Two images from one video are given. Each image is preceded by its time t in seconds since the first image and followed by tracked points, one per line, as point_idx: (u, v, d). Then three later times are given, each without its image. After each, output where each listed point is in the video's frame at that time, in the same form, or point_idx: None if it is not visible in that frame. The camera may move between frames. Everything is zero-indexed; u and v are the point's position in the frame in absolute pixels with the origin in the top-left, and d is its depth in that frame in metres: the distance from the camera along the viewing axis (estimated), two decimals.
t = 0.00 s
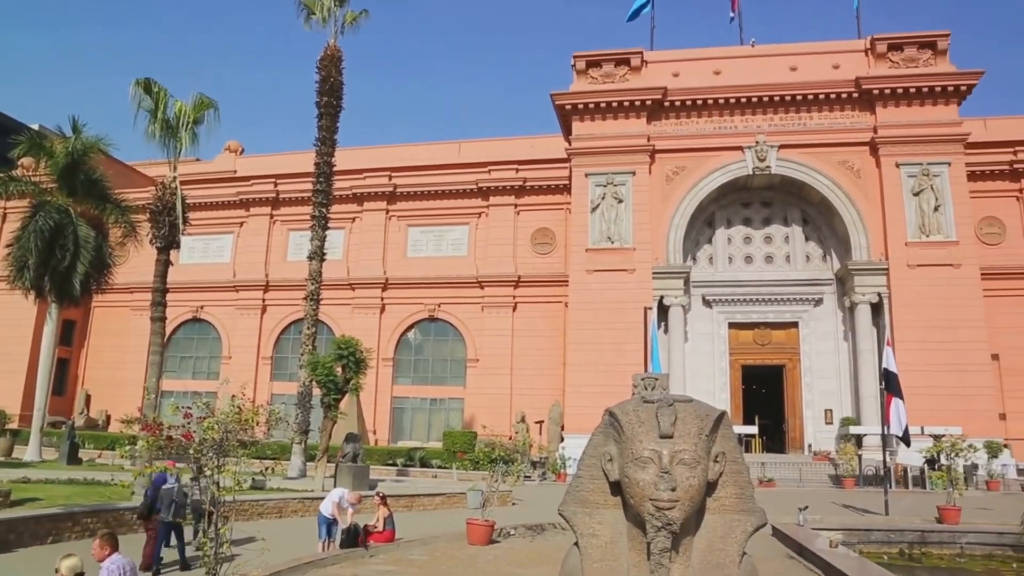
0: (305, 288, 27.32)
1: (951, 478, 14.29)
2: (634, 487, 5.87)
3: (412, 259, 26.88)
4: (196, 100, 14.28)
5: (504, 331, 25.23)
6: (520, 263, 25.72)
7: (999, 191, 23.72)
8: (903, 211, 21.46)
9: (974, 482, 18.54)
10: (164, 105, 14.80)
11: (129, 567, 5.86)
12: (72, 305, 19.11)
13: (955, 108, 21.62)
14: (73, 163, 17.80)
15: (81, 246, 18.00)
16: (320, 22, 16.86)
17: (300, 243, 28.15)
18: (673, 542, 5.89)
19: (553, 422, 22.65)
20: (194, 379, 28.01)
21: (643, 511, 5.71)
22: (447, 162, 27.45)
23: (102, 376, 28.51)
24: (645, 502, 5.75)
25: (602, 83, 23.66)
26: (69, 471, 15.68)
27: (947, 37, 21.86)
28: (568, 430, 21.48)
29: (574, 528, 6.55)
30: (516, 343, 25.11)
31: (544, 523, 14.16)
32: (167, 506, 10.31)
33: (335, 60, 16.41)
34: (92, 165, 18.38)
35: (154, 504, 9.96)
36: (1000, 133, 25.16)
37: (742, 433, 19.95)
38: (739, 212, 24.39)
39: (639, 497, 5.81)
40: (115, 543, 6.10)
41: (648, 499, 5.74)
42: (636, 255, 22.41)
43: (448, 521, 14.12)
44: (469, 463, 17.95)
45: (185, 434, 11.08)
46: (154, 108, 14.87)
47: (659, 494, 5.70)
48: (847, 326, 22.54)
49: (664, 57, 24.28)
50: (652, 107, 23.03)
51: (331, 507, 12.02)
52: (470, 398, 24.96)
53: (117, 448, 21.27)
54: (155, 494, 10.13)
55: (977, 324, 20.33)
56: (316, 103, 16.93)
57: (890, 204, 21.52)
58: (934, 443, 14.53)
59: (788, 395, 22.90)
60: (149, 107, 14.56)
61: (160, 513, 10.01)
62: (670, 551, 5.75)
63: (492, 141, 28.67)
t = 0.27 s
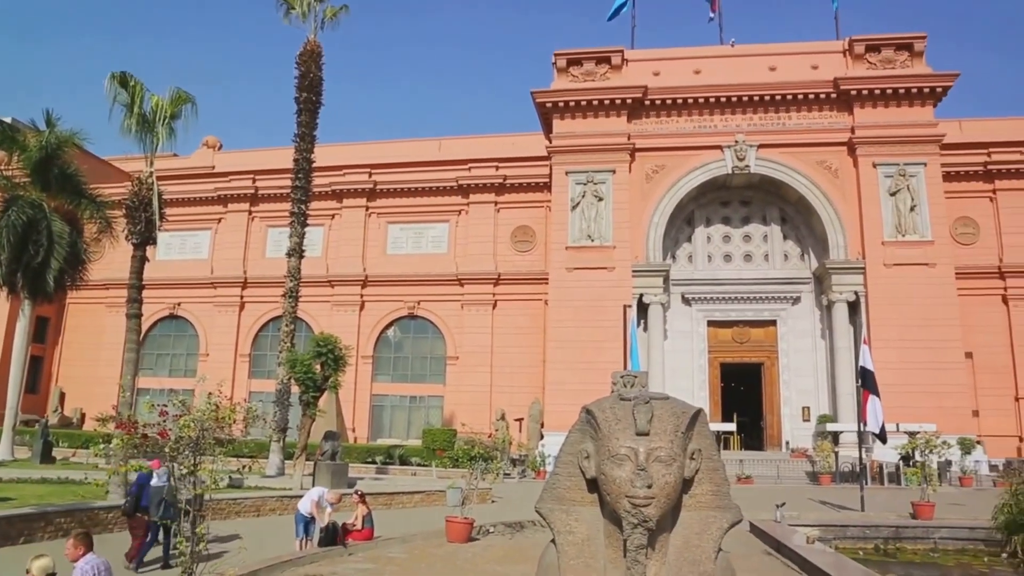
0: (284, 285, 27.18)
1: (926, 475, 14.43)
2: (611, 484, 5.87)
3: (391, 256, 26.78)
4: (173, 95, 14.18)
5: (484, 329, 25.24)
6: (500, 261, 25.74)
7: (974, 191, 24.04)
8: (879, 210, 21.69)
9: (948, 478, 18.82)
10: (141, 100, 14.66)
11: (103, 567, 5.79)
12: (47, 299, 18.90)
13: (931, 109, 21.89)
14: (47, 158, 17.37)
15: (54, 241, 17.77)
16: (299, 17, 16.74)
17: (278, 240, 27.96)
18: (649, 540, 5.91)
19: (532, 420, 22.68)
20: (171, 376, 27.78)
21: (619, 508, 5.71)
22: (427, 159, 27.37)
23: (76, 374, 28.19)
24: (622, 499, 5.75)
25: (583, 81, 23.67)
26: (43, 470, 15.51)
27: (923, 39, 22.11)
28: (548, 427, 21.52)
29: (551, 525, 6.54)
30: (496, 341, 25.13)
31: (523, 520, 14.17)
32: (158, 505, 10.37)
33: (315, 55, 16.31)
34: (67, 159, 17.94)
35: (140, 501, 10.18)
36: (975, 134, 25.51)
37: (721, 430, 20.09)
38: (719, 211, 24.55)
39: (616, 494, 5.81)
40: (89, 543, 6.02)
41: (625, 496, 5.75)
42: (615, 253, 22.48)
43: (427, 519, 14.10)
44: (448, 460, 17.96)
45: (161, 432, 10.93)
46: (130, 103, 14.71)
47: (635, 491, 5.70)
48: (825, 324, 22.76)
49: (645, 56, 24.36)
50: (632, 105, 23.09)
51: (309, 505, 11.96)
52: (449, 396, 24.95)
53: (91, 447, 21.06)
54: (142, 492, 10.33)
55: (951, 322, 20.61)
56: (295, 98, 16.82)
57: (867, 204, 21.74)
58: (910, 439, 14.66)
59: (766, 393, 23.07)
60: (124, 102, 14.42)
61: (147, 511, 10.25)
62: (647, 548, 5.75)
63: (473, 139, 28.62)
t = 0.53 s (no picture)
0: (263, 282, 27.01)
1: (902, 471, 14.63)
2: (588, 482, 5.83)
3: (371, 254, 26.68)
4: (151, 90, 14.05)
5: (464, 326, 25.23)
6: (480, 259, 25.73)
7: (949, 191, 24.35)
8: (857, 210, 21.91)
9: (923, 474, 19.07)
10: (117, 94, 14.51)
11: (77, 567, 5.65)
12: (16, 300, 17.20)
13: (907, 110, 22.15)
14: (20, 149, 16.43)
15: (27, 235, 16.02)
16: (279, 13, 16.60)
17: (258, 237, 27.82)
18: (627, 536, 5.91)
19: (512, 417, 22.72)
20: (147, 374, 27.51)
21: (596, 505, 5.68)
22: (408, 156, 27.29)
23: (51, 371, 27.83)
24: (600, 496, 5.74)
25: (564, 79, 23.70)
26: (16, 468, 15.33)
27: (900, 41, 22.36)
28: (528, 425, 21.56)
29: (528, 522, 6.48)
30: (476, 339, 25.12)
31: (503, 518, 14.19)
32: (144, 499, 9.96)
33: (294, 51, 16.18)
34: (40, 153, 17.13)
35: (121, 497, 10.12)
36: (950, 135, 25.84)
37: (701, 427, 20.22)
38: (698, 210, 24.69)
39: (594, 491, 5.77)
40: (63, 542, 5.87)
41: (602, 493, 5.73)
42: (596, 251, 22.55)
43: (406, 517, 14.07)
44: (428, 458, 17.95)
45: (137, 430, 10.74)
46: (106, 96, 14.55)
47: (613, 488, 5.69)
48: (803, 322, 22.97)
49: (626, 54, 24.42)
50: (614, 104, 23.15)
51: (288, 503, 11.88)
52: (429, 393, 24.92)
53: (65, 445, 20.80)
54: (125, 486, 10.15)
55: (927, 321, 20.87)
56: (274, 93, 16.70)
57: (845, 204, 21.96)
58: (885, 436, 14.84)
59: (745, 390, 23.25)
60: (100, 95, 14.25)
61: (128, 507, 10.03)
62: (624, 544, 5.74)
63: (453, 136, 28.55)
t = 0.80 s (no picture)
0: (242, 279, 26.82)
1: (878, 468, 14.83)
2: (567, 479, 5.74)
3: (352, 251, 26.55)
4: (128, 84, 13.90)
5: (444, 324, 25.20)
6: (461, 256, 25.70)
7: (926, 191, 24.63)
8: (836, 209, 22.11)
9: (900, 471, 19.31)
10: (93, 88, 14.36)
11: (52, 568, 5.50)
12: None
13: (885, 111, 22.40)
14: None
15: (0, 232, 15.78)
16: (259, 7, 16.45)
17: (237, 233, 27.61)
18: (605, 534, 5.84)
19: (493, 415, 22.72)
20: (124, 371, 27.23)
21: (575, 503, 5.59)
22: (388, 153, 27.18)
23: (25, 369, 27.47)
24: (578, 493, 5.63)
25: (545, 77, 23.70)
26: None
27: (879, 42, 22.57)
28: (508, 423, 21.57)
29: (507, 520, 6.39)
30: (457, 337, 25.10)
31: (483, 516, 14.19)
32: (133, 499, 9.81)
33: (275, 46, 16.06)
34: (15, 146, 16.79)
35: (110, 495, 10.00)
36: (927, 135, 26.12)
37: (681, 425, 20.35)
38: (679, 208, 24.81)
39: (573, 489, 5.68)
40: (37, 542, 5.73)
41: (581, 490, 5.62)
42: (577, 249, 22.60)
43: (386, 515, 14.04)
44: (408, 456, 17.92)
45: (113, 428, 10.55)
46: (81, 90, 14.37)
47: (592, 485, 5.58)
48: (782, 320, 23.17)
49: (608, 53, 24.46)
50: (595, 102, 23.19)
51: (267, 501, 11.78)
52: (409, 391, 24.87)
53: (38, 443, 20.54)
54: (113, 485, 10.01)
55: (904, 319, 21.12)
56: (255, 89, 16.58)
57: (824, 203, 22.16)
58: (862, 433, 15.03)
59: (724, 388, 23.41)
60: (76, 89, 14.09)
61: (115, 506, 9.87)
62: (602, 542, 5.65)
63: (434, 133, 28.46)
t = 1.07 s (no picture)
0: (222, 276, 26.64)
1: (856, 465, 14.99)
2: (547, 477, 5.68)
3: (333, 248, 26.43)
4: (105, 78, 13.76)
5: (425, 321, 25.17)
6: (442, 254, 25.67)
7: (904, 191, 24.89)
8: (815, 209, 22.31)
9: (877, 468, 19.54)
10: (70, 82, 14.20)
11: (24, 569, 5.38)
12: None
13: (864, 112, 22.66)
14: None
15: None
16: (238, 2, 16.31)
17: (216, 230, 27.39)
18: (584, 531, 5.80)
19: (473, 413, 22.71)
20: (101, 369, 26.95)
21: (554, 500, 5.53)
22: (370, 150, 27.07)
23: None
24: (556, 490, 5.59)
25: (527, 75, 23.70)
26: None
27: (858, 44, 22.77)
28: (489, 420, 21.60)
29: (487, 519, 6.29)
30: (437, 334, 25.08)
31: (464, 514, 14.19)
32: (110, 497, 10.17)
33: (256, 41, 15.94)
34: None
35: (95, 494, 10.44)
36: (905, 136, 26.40)
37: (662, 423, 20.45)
38: (660, 207, 24.91)
39: (552, 486, 5.62)
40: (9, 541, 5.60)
41: (560, 487, 5.57)
42: (558, 247, 22.65)
43: (366, 514, 14.00)
44: (388, 454, 17.89)
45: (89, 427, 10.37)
46: (58, 84, 14.21)
47: (571, 483, 5.54)
48: (761, 319, 23.36)
49: (590, 51, 24.50)
50: (577, 100, 23.23)
51: (245, 500, 11.66)
52: (390, 389, 24.82)
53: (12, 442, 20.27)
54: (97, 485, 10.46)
55: (882, 318, 21.37)
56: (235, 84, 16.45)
57: (803, 202, 22.34)
58: (840, 431, 15.20)
59: (704, 386, 23.56)
60: (52, 83, 13.92)
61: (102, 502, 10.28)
62: (582, 539, 5.61)
63: (416, 130, 28.36)
